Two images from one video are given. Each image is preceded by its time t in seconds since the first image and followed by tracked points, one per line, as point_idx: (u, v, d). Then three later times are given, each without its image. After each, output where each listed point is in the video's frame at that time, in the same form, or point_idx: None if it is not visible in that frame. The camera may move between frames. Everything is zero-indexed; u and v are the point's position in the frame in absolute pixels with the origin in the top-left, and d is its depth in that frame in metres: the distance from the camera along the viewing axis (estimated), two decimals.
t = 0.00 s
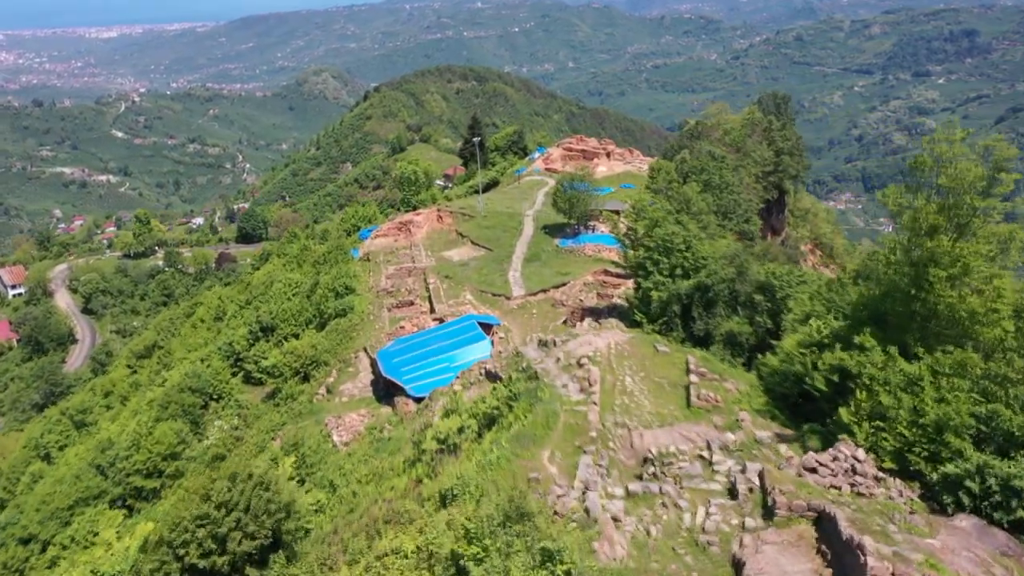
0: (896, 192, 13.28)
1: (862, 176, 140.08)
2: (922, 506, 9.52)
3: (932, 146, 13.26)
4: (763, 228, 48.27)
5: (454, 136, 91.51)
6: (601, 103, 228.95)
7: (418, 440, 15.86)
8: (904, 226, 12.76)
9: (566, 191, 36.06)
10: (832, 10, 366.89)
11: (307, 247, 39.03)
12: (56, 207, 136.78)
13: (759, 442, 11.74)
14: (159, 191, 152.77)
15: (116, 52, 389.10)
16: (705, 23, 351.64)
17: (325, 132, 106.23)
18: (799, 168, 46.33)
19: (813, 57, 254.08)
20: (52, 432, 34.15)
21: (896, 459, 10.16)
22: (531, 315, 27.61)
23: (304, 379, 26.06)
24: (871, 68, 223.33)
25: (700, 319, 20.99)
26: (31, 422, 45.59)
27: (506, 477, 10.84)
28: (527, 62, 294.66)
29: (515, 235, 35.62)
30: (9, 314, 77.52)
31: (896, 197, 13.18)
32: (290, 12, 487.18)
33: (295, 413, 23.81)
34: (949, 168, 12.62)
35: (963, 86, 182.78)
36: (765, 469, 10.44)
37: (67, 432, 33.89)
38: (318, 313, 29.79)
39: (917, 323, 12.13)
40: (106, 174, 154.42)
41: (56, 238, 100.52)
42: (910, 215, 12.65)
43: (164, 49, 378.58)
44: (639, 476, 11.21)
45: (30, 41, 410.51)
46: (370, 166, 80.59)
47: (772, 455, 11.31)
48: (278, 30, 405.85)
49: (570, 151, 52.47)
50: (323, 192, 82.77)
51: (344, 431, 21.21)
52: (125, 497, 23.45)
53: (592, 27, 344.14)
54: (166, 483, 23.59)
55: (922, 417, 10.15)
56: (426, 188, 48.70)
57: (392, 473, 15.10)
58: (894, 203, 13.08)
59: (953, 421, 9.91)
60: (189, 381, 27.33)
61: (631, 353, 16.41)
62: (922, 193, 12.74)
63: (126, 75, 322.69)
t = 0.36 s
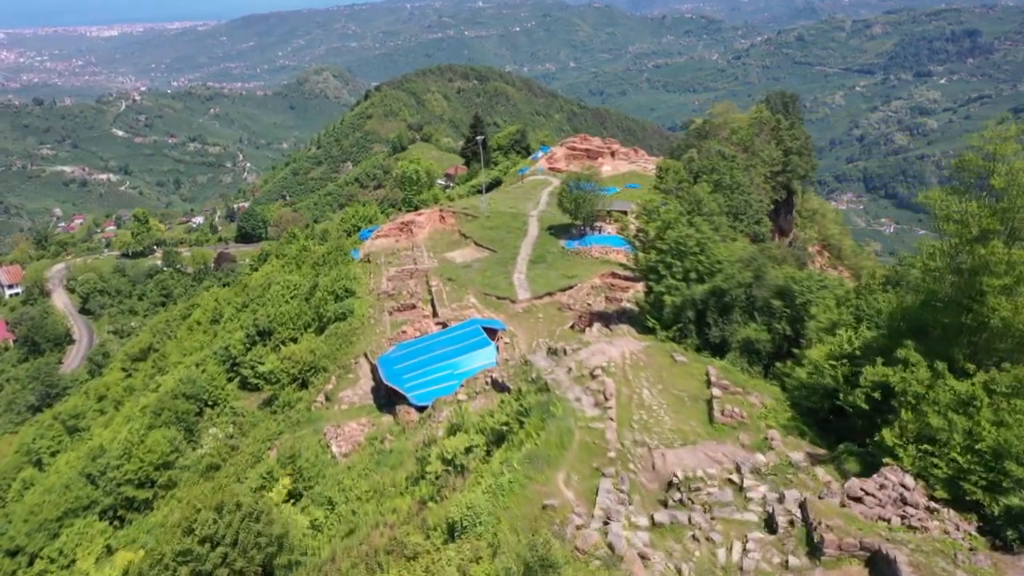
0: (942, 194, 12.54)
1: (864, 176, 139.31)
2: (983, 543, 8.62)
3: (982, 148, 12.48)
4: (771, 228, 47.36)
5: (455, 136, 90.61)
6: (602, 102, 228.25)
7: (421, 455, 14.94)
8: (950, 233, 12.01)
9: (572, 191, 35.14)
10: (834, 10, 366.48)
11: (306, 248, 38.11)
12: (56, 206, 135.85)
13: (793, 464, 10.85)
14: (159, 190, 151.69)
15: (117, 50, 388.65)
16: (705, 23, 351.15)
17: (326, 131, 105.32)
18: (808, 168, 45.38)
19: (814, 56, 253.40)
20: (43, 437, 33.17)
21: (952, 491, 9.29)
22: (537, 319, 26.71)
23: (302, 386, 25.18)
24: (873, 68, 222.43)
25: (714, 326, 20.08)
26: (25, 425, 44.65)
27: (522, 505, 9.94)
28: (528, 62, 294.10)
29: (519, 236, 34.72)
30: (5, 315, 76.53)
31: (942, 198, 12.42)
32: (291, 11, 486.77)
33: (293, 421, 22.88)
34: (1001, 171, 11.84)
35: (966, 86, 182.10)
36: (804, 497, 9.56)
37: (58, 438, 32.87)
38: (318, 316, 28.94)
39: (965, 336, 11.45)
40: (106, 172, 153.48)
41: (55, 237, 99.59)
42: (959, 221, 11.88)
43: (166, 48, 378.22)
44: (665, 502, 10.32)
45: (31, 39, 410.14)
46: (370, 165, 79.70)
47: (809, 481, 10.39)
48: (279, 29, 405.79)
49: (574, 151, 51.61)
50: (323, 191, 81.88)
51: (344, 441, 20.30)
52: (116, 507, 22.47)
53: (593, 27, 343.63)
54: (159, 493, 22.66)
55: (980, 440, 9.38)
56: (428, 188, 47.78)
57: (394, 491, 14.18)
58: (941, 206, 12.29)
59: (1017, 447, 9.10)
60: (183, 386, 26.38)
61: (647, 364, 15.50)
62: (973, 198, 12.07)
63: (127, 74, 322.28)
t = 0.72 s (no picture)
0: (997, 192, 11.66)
1: (866, 177, 138.61)
2: None
3: None
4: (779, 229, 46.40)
5: (457, 135, 89.77)
6: (603, 101, 227.57)
7: (429, 470, 14.04)
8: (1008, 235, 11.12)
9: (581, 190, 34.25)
10: (835, 10, 365.73)
11: (307, 248, 37.25)
12: (56, 205, 134.95)
13: (840, 488, 9.98)
14: (160, 189, 150.84)
15: (118, 49, 388.35)
16: (706, 23, 350.58)
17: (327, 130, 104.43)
18: (818, 167, 44.37)
19: (816, 56, 252.69)
20: (37, 442, 32.22)
21: None
22: (546, 322, 25.79)
23: (303, 392, 24.22)
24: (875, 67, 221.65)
25: (734, 331, 19.15)
26: (20, 428, 43.80)
27: (546, 532, 9.06)
28: (529, 61, 293.51)
29: (526, 236, 33.82)
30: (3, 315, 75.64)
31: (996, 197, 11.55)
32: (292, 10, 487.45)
33: (293, 429, 21.98)
34: None
35: (969, 85, 181.25)
36: (859, 527, 8.68)
37: (53, 442, 31.90)
38: (319, 319, 28.04)
39: None
40: (107, 171, 152.62)
41: (55, 237, 98.75)
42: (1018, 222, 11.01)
43: (166, 47, 377.62)
44: (702, 528, 9.45)
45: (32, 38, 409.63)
46: (371, 164, 78.84)
47: (859, 507, 9.51)
48: (280, 28, 405.63)
49: (580, 149, 50.68)
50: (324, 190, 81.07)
51: (346, 451, 19.39)
52: (109, 518, 21.47)
53: (594, 27, 343.05)
54: (155, 502, 21.72)
55: None
56: (430, 187, 46.88)
57: (401, 508, 13.30)
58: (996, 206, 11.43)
59: None
60: (180, 391, 25.46)
61: (670, 373, 14.62)
62: None
63: (128, 72, 321.70)
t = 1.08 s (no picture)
0: None
1: (868, 176, 137.93)
2: None
3: None
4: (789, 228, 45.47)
5: (459, 134, 88.96)
6: (605, 101, 226.83)
7: (442, 485, 13.16)
8: None
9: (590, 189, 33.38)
10: (836, 9, 365.03)
11: (309, 248, 36.37)
12: (56, 204, 134.12)
13: (898, 512, 9.07)
14: (161, 188, 150.09)
15: (120, 49, 388.16)
16: (707, 23, 349.97)
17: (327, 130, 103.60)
18: (829, 165, 43.42)
19: (817, 55, 251.94)
20: (32, 447, 31.25)
21: None
22: (557, 324, 24.87)
23: (305, 398, 23.31)
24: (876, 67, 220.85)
25: (757, 335, 18.23)
26: (15, 432, 42.94)
27: (578, 565, 8.20)
28: (530, 61, 292.99)
29: (533, 236, 32.94)
30: None
31: None
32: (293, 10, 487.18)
33: (295, 437, 21.08)
34: None
35: (971, 84, 180.44)
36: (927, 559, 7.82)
37: (48, 447, 31.03)
38: (321, 321, 27.13)
39: None
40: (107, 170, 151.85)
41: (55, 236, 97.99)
42: None
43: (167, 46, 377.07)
44: (746, 559, 8.61)
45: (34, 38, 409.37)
46: (373, 163, 78.02)
47: (920, 534, 8.64)
48: (282, 28, 405.13)
49: (585, 148, 49.80)
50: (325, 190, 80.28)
51: (351, 460, 18.53)
52: (105, 528, 20.22)
53: (595, 27, 342.42)
54: (153, 512, 20.82)
55: None
56: (434, 186, 46.00)
57: (413, 525, 12.40)
58: None
59: None
60: (178, 397, 24.47)
61: (696, 383, 13.76)
62: None
63: (129, 71, 321.21)
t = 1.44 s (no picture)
0: None
1: (870, 176, 137.20)
2: None
3: None
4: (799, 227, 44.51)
5: (461, 133, 88.16)
6: (607, 101, 226.06)
7: (455, 502, 12.23)
8: None
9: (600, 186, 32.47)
10: (836, 8, 364.57)
11: (311, 248, 35.45)
12: (57, 204, 133.32)
13: (969, 541, 8.14)
14: (162, 187, 149.42)
15: (121, 49, 387.60)
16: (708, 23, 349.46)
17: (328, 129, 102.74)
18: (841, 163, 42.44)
19: (819, 55, 251.27)
20: (25, 451, 30.27)
21: None
22: (568, 326, 23.92)
23: (308, 403, 22.39)
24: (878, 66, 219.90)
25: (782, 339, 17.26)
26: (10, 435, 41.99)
27: None
28: (531, 61, 292.39)
29: (542, 235, 32.01)
30: None
31: None
32: (294, 10, 486.99)
33: (298, 444, 20.18)
34: None
35: (974, 83, 179.65)
36: None
37: (43, 453, 30.09)
38: (324, 324, 26.22)
39: None
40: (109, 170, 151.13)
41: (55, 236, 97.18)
42: None
43: (168, 46, 376.44)
44: None
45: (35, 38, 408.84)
46: (374, 163, 77.18)
47: (999, 567, 7.70)
48: (283, 28, 404.65)
49: (591, 145, 48.88)
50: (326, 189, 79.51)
51: (356, 470, 17.60)
52: (99, 539, 18.99)
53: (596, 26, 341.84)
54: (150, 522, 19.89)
55: None
56: (438, 184, 45.12)
57: (425, 545, 11.50)
58: None
59: None
60: (175, 402, 23.47)
61: (727, 392, 12.88)
62: None
63: (130, 71, 320.65)
